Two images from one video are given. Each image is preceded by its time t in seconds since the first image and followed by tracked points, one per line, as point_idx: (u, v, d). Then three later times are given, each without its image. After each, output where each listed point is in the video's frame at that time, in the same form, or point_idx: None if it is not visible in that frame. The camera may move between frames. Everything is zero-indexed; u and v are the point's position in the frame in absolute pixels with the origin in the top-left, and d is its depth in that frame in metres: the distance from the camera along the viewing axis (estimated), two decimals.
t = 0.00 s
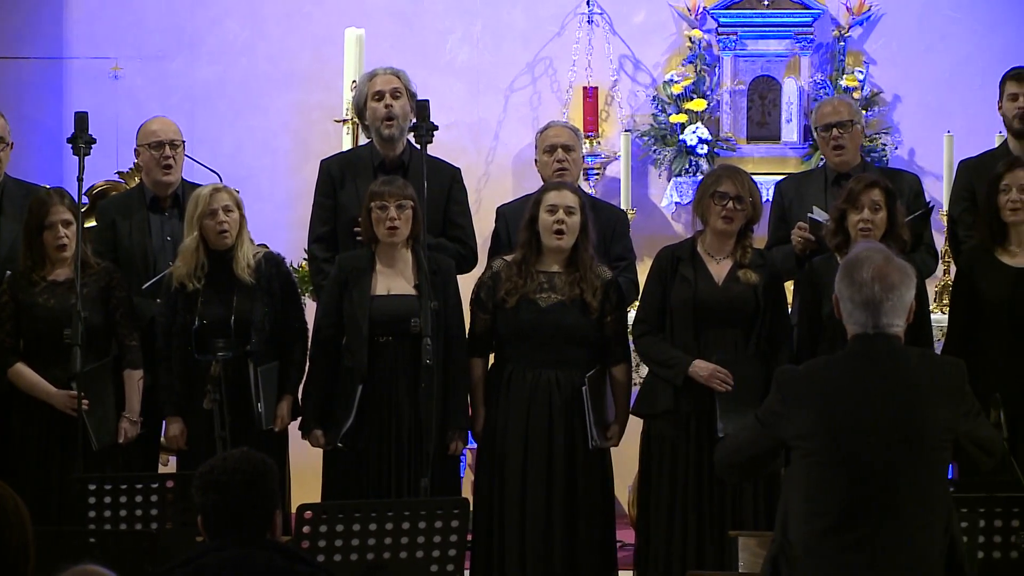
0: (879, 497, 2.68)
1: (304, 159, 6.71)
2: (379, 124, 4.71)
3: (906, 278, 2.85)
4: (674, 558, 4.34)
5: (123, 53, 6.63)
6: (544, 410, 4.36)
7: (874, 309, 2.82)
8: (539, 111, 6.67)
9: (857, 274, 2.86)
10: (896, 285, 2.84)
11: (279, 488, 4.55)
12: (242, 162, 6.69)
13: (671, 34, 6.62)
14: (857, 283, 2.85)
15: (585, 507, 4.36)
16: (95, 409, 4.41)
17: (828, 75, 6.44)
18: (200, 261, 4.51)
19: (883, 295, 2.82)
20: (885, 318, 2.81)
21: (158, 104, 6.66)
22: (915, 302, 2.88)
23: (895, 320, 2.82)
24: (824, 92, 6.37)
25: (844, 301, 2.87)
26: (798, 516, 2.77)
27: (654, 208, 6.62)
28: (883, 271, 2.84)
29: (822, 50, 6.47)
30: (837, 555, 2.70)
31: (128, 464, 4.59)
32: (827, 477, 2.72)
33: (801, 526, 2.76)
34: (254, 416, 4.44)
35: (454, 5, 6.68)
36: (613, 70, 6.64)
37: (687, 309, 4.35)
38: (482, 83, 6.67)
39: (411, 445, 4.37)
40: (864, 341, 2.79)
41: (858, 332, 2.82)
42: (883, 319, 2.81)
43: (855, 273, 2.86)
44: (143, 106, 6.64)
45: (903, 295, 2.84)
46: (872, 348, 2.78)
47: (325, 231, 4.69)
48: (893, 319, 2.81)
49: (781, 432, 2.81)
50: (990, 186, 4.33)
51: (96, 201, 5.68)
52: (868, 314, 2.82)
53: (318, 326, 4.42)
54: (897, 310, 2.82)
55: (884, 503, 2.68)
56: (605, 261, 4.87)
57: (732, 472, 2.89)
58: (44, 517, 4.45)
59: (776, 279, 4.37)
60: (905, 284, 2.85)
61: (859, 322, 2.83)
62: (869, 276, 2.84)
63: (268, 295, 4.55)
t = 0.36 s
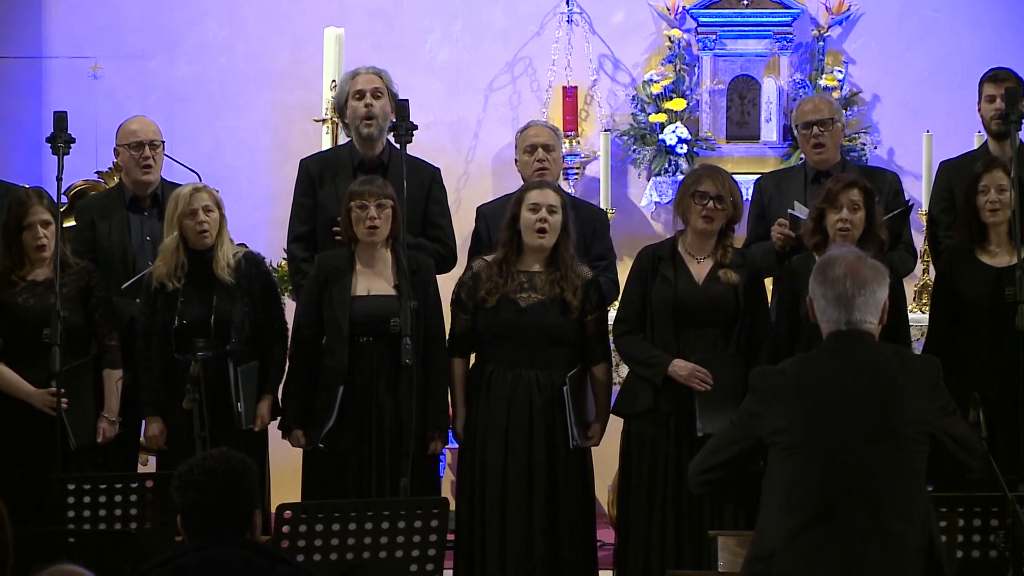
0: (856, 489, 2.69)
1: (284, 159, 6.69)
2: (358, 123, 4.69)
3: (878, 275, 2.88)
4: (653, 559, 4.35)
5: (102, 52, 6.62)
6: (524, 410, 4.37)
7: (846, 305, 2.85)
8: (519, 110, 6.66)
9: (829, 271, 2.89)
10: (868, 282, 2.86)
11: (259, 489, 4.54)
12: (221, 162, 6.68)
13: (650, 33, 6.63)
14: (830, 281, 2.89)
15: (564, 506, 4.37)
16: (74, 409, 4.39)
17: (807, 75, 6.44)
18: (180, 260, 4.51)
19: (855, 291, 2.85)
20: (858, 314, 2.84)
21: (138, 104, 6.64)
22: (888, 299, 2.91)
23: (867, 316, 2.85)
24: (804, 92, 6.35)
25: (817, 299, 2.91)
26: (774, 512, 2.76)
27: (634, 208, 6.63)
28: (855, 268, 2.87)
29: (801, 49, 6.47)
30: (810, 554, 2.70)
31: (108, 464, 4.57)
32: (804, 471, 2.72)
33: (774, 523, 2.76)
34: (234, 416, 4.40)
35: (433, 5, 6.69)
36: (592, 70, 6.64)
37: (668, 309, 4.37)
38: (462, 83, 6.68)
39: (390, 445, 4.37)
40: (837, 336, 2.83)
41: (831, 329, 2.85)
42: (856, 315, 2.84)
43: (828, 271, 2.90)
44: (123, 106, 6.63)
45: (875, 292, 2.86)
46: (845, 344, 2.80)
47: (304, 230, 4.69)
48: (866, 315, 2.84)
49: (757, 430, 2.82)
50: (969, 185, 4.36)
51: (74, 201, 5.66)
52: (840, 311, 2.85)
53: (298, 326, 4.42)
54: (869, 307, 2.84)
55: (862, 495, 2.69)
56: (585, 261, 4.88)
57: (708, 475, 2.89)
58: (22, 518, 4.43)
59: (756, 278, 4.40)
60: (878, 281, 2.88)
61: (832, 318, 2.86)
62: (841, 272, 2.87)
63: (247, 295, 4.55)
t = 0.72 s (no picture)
0: (840, 487, 2.71)
1: (263, 159, 6.68)
2: (339, 122, 4.70)
3: (863, 273, 2.89)
4: (633, 559, 4.36)
5: (81, 52, 6.61)
6: (504, 410, 4.38)
7: (830, 304, 2.86)
8: (498, 110, 6.68)
9: (814, 269, 2.90)
10: (852, 280, 2.87)
11: (238, 489, 4.54)
12: (201, 161, 6.66)
13: (630, 33, 6.63)
14: (814, 279, 2.90)
15: (546, 506, 4.38)
16: (53, 408, 4.38)
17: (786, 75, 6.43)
18: (160, 260, 4.49)
19: (839, 289, 2.86)
20: (842, 312, 2.85)
21: (117, 104, 6.63)
22: (873, 297, 2.92)
23: (851, 315, 2.86)
24: (783, 92, 6.34)
25: (801, 297, 2.92)
26: (757, 510, 2.78)
27: (613, 207, 6.65)
28: (839, 266, 2.88)
29: (781, 49, 6.48)
30: (793, 551, 2.73)
31: (86, 464, 4.56)
32: (787, 470, 2.74)
33: (757, 520, 2.78)
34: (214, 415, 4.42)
35: (413, 5, 6.68)
36: (571, 70, 6.66)
37: (648, 309, 4.38)
38: (441, 82, 6.68)
39: (370, 445, 4.37)
40: (821, 335, 2.84)
41: (815, 327, 2.87)
42: (840, 314, 2.85)
43: (812, 269, 2.91)
44: (102, 106, 6.62)
45: (860, 291, 2.88)
46: (829, 342, 2.82)
47: (284, 229, 4.69)
48: (850, 313, 2.85)
49: (739, 428, 2.81)
50: (946, 186, 4.38)
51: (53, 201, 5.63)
52: (825, 309, 2.86)
53: (277, 326, 4.41)
54: (853, 305, 2.86)
55: (845, 493, 2.71)
56: (565, 260, 4.89)
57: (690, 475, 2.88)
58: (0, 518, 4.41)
59: (737, 277, 4.40)
60: (862, 279, 2.89)
61: (817, 317, 2.88)
62: (825, 271, 2.88)
63: (227, 295, 4.54)
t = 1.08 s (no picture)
0: (818, 487, 2.73)
1: (240, 157, 6.66)
2: (316, 120, 4.69)
3: (846, 273, 2.90)
4: (608, 559, 4.37)
5: (58, 50, 6.60)
6: (482, 407, 4.39)
7: (813, 303, 2.87)
8: (475, 109, 6.68)
9: (797, 268, 2.91)
10: (836, 279, 2.89)
11: (215, 489, 4.53)
12: (178, 160, 6.65)
13: (606, 32, 6.64)
14: (797, 277, 2.90)
15: (523, 504, 4.39)
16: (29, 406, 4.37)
17: (763, 73, 6.44)
18: (137, 258, 4.48)
19: (823, 288, 2.88)
20: (825, 312, 2.86)
21: (93, 102, 6.62)
22: (855, 297, 2.93)
23: (834, 314, 2.87)
24: (760, 91, 6.35)
25: (784, 296, 2.92)
26: (737, 510, 2.81)
27: (590, 206, 6.66)
28: (823, 265, 2.90)
29: (758, 48, 6.49)
30: (772, 551, 2.74)
31: (63, 462, 4.55)
32: (768, 469, 2.76)
33: (739, 520, 2.80)
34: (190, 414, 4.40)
35: (390, 3, 6.68)
36: (548, 69, 6.66)
37: (625, 308, 4.39)
38: (418, 81, 6.68)
39: (347, 445, 4.37)
40: (804, 335, 2.85)
41: (799, 327, 2.88)
42: (823, 313, 2.86)
43: (795, 268, 2.92)
44: (79, 104, 6.61)
45: (842, 290, 2.89)
46: (812, 342, 2.83)
47: (260, 227, 4.68)
48: (833, 313, 2.87)
49: (722, 429, 2.85)
50: (926, 185, 4.40)
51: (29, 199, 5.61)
52: (809, 309, 2.87)
53: (254, 324, 4.40)
54: (837, 304, 2.87)
55: (824, 493, 2.73)
56: (543, 259, 4.90)
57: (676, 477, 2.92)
58: None
59: (715, 277, 4.42)
60: (845, 278, 2.91)
61: (800, 316, 2.88)
62: (809, 269, 2.89)
63: (204, 294, 4.53)
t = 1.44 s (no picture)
0: (803, 486, 2.76)
1: (218, 156, 6.65)
2: (295, 117, 4.68)
3: (851, 275, 2.93)
4: (586, 557, 4.38)
5: (36, 49, 6.58)
6: (462, 405, 4.39)
7: (813, 298, 2.89)
8: (455, 107, 6.68)
9: (803, 266, 2.95)
10: (840, 279, 2.92)
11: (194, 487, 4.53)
12: (156, 158, 6.63)
13: (586, 31, 6.65)
14: (802, 274, 2.94)
15: (503, 502, 4.39)
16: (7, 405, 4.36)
17: (742, 72, 6.45)
18: (115, 257, 4.47)
19: (825, 285, 2.90)
20: (825, 308, 2.88)
21: (72, 100, 6.60)
22: (859, 303, 2.95)
23: (833, 312, 2.89)
24: (739, 89, 6.36)
25: (787, 294, 2.95)
26: (725, 506, 2.85)
27: (570, 205, 6.67)
28: (829, 265, 2.93)
29: (736, 47, 6.50)
30: (749, 547, 2.77)
31: (40, 461, 4.54)
32: (755, 466, 2.80)
33: (723, 515, 2.85)
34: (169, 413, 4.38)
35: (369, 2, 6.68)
36: (528, 67, 6.66)
37: (602, 307, 4.40)
38: (397, 80, 6.68)
39: (325, 443, 4.37)
40: (802, 330, 2.88)
41: (798, 322, 2.90)
42: (822, 309, 2.88)
43: (801, 266, 2.95)
44: (57, 102, 6.59)
45: (846, 290, 2.91)
46: (809, 338, 2.86)
47: (238, 226, 4.67)
48: (833, 310, 2.88)
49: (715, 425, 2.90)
50: (908, 184, 4.42)
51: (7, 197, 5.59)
52: (809, 303, 2.89)
53: (234, 323, 4.40)
54: (838, 303, 2.89)
55: (809, 493, 2.75)
56: (523, 258, 4.91)
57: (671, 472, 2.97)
58: None
59: (693, 276, 4.43)
60: (850, 282, 2.93)
61: (800, 311, 2.91)
62: (815, 267, 2.93)
63: (182, 292, 4.52)
